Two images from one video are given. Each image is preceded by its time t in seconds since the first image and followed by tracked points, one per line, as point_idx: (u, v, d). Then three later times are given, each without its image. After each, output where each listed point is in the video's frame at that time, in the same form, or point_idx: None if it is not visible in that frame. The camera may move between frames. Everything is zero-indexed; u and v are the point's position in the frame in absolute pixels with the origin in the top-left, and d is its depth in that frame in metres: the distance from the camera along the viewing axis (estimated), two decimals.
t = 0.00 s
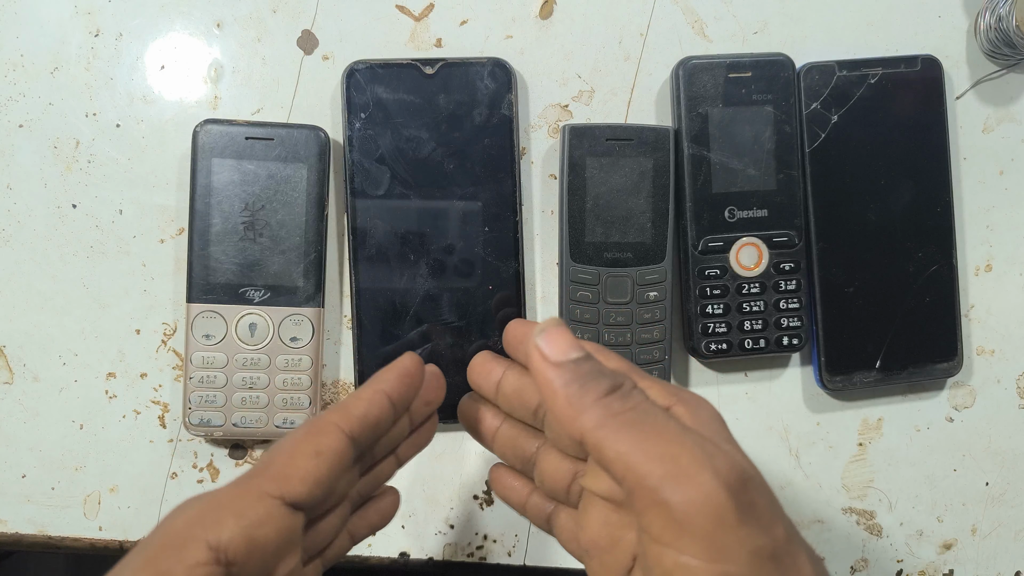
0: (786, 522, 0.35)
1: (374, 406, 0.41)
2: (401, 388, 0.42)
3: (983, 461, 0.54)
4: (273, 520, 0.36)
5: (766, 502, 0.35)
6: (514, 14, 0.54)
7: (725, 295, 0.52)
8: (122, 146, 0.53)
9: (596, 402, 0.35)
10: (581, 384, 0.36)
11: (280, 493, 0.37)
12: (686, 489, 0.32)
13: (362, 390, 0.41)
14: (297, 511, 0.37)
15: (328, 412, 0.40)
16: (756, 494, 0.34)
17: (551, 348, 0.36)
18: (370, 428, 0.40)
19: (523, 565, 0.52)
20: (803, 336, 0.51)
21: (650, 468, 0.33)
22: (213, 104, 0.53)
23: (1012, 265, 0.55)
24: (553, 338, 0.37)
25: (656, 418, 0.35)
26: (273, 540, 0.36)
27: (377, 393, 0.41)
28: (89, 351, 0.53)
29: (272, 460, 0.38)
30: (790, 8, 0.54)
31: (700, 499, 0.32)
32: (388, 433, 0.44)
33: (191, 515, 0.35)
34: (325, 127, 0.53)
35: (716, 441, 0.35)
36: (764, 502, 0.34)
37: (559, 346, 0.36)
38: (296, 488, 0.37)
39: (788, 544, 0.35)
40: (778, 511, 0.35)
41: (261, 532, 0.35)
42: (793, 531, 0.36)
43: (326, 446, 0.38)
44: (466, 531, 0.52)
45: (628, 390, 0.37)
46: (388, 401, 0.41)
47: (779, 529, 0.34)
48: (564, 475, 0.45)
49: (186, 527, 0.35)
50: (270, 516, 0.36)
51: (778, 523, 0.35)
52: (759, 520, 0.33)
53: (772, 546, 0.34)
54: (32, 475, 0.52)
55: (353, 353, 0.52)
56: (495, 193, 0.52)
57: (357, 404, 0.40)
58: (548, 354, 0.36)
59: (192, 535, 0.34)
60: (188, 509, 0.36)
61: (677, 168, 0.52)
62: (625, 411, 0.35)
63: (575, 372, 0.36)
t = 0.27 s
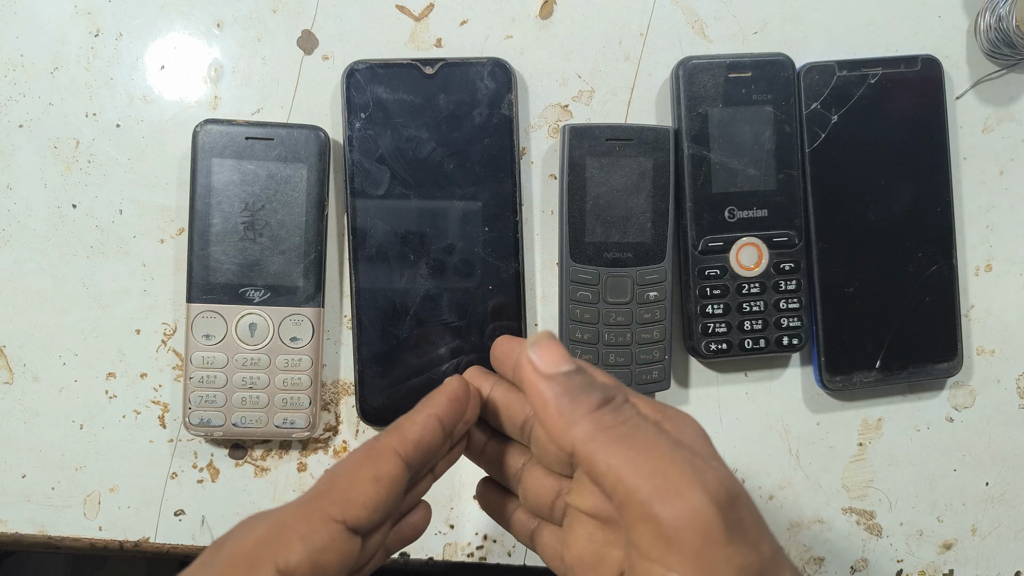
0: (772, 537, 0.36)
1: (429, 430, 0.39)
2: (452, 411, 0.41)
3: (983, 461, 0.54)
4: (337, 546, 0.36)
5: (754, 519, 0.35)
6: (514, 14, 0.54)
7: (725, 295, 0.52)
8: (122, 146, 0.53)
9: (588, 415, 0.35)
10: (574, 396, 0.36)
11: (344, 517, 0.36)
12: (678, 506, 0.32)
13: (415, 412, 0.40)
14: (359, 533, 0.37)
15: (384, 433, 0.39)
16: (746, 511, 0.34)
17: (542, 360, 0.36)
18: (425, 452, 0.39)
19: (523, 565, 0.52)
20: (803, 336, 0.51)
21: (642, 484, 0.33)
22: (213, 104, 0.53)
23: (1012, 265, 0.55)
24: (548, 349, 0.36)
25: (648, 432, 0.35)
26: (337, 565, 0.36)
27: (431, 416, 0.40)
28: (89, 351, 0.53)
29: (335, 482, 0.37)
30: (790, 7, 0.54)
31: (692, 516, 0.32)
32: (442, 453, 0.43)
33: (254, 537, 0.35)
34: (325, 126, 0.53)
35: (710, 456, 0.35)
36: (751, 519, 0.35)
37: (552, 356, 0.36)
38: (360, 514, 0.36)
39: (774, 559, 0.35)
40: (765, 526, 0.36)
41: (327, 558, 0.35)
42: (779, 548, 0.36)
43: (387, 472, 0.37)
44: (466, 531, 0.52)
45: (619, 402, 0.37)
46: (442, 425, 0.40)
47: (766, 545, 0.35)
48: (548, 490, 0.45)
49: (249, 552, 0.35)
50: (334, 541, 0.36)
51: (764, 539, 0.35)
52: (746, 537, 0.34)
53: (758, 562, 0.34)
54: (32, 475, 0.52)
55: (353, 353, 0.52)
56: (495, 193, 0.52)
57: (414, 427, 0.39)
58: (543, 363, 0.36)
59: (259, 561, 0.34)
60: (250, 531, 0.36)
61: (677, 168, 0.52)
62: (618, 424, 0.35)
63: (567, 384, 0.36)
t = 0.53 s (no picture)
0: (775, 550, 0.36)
1: (427, 437, 0.40)
2: (449, 416, 0.41)
3: (983, 461, 0.54)
4: (341, 551, 0.35)
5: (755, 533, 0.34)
6: (514, 14, 0.54)
7: (725, 295, 0.52)
8: (122, 146, 0.53)
9: (581, 426, 0.35)
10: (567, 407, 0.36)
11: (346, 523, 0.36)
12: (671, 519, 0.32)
13: (413, 419, 0.40)
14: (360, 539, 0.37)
15: (383, 440, 0.40)
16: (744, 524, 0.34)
17: (533, 372, 0.36)
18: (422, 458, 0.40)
19: (523, 565, 0.52)
20: (803, 336, 0.51)
21: (635, 498, 0.33)
22: (213, 104, 0.53)
23: (1012, 265, 0.55)
24: (539, 362, 0.37)
25: (641, 445, 0.35)
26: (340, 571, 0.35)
27: (428, 423, 0.40)
28: (89, 351, 0.53)
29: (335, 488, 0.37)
30: (790, 7, 0.54)
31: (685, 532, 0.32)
32: (441, 459, 0.43)
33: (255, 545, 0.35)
34: (325, 126, 0.53)
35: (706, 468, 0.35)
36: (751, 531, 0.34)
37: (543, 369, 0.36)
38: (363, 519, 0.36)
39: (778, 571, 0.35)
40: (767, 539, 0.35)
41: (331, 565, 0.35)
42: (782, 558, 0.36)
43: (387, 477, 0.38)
44: (466, 531, 0.52)
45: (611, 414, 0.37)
46: (439, 432, 0.41)
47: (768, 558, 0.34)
48: (548, 498, 0.45)
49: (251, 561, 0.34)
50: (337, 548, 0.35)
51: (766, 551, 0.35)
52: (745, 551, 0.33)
53: None
54: (32, 475, 0.52)
55: (353, 353, 0.52)
56: (495, 193, 0.52)
57: (413, 432, 0.39)
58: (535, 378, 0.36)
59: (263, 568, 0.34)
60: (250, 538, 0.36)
61: (677, 168, 0.52)
62: (610, 437, 0.35)
63: (558, 395, 0.36)
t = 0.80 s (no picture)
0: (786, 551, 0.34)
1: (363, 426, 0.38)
2: (397, 399, 0.39)
3: (983, 461, 0.54)
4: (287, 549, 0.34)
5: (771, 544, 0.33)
6: (514, 14, 0.54)
7: (725, 295, 0.52)
8: (122, 146, 0.53)
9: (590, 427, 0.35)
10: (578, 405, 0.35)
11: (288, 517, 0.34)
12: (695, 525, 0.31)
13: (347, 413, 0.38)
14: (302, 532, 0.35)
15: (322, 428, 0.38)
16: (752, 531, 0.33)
17: (545, 367, 0.36)
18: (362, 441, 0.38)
19: (523, 565, 0.52)
20: (803, 336, 0.51)
21: (642, 503, 0.32)
22: (213, 104, 0.53)
23: (1012, 265, 0.55)
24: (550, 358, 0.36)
25: (653, 448, 0.34)
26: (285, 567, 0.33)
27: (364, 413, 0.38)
28: (89, 351, 0.53)
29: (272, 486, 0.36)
30: (790, 7, 0.54)
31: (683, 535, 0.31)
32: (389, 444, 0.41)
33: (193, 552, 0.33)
34: (325, 126, 0.53)
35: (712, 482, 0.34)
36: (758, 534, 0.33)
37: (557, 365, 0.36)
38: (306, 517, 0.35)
39: None
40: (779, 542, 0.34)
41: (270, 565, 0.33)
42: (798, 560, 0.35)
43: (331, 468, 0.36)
44: (466, 531, 0.52)
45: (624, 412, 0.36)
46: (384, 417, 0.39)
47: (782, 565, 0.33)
48: (562, 491, 0.45)
49: None
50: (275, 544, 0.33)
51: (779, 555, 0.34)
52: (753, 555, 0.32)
53: None
54: (32, 475, 0.52)
55: (353, 353, 0.52)
56: (495, 194, 0.52)
57: (352, 421, 0.38)
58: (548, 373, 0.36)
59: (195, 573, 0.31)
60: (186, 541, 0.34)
61: (677, 168, 0.52)
62: (621, 437, 0.35)
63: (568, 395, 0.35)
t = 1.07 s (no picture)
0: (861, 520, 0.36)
1: (255, 385, 0.39)
2: (286, 359, 0.41)
3: (983, 461, 0.54)
4: (168, 502, 0.34)
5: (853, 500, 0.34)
6: (514, 14, 0.54)
7: (725, 295, 0.52)
8: (122, 146, 0.53)
9: (679, 370, 0.36)
10: (662, 352, 0.36)
11: (184, 470, 0.35)
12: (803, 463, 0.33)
13: (256, 368, 0.40)
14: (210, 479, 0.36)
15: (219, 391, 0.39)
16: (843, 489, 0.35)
17: (636, 320, 0.37)
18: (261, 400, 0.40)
19: (523, 565, 0.52)
20: (803, 336, 0.51)
21: (738, 446, 0.32)
22: (213, 104, 0.53)
23: (1012, 265, 0.55)
24: (643, 307, 0.38)
25: (748, 396, 0.34)
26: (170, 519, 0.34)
27: (254, 376, 0.39)
28: (90, 351, 0.53)
29: (166, 441, 0.36)
30: (790, 7, 0.54)
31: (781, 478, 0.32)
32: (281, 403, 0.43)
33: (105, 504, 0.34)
34: (325, 127, 0.53)
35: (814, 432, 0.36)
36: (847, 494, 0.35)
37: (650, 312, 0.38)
38: (126, 486, 0.35)
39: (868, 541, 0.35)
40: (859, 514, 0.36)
41: (119, 525, 0.33)
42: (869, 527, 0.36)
43: (200, 422, 0.37)
44: (466, 531, 0.52)
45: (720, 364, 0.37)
46: (270, 378, 0.40)
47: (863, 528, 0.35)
48: (628, 454, 0.44)
49: (90, 524, 0.33)
50: (149, 501, 0.34)
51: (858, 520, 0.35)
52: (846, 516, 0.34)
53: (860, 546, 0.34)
54: (32, 475, 0.52)
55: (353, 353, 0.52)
56: (495, 194, 0.52)
57: (243, 380, 0.39)
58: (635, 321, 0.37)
59: (107, 522, 0.33)
60: (102, 496, 0.35)
61: (677, 168, 0.52)
62: (717, 385, 0.35)
63: (653, 341, 0.37)
